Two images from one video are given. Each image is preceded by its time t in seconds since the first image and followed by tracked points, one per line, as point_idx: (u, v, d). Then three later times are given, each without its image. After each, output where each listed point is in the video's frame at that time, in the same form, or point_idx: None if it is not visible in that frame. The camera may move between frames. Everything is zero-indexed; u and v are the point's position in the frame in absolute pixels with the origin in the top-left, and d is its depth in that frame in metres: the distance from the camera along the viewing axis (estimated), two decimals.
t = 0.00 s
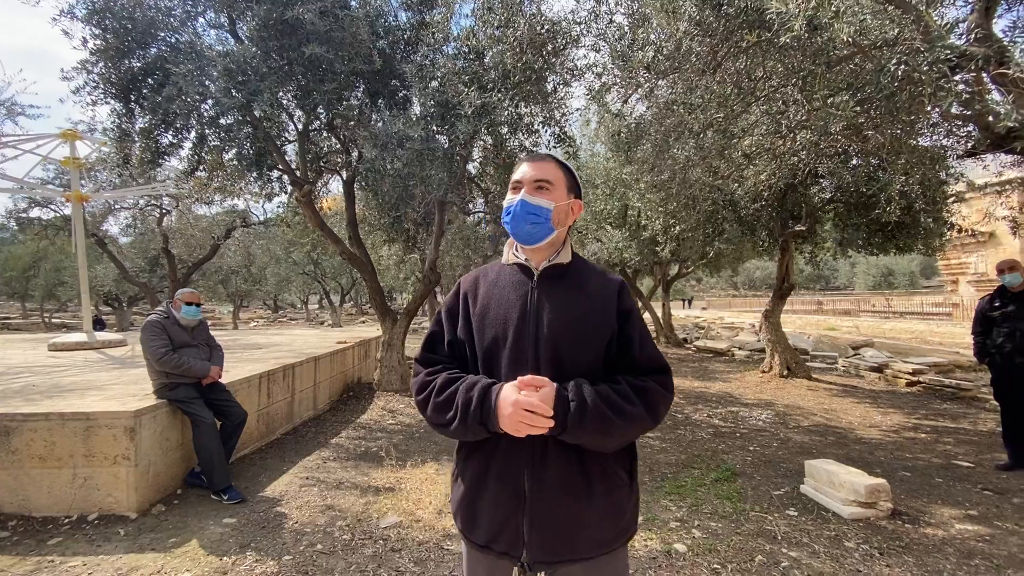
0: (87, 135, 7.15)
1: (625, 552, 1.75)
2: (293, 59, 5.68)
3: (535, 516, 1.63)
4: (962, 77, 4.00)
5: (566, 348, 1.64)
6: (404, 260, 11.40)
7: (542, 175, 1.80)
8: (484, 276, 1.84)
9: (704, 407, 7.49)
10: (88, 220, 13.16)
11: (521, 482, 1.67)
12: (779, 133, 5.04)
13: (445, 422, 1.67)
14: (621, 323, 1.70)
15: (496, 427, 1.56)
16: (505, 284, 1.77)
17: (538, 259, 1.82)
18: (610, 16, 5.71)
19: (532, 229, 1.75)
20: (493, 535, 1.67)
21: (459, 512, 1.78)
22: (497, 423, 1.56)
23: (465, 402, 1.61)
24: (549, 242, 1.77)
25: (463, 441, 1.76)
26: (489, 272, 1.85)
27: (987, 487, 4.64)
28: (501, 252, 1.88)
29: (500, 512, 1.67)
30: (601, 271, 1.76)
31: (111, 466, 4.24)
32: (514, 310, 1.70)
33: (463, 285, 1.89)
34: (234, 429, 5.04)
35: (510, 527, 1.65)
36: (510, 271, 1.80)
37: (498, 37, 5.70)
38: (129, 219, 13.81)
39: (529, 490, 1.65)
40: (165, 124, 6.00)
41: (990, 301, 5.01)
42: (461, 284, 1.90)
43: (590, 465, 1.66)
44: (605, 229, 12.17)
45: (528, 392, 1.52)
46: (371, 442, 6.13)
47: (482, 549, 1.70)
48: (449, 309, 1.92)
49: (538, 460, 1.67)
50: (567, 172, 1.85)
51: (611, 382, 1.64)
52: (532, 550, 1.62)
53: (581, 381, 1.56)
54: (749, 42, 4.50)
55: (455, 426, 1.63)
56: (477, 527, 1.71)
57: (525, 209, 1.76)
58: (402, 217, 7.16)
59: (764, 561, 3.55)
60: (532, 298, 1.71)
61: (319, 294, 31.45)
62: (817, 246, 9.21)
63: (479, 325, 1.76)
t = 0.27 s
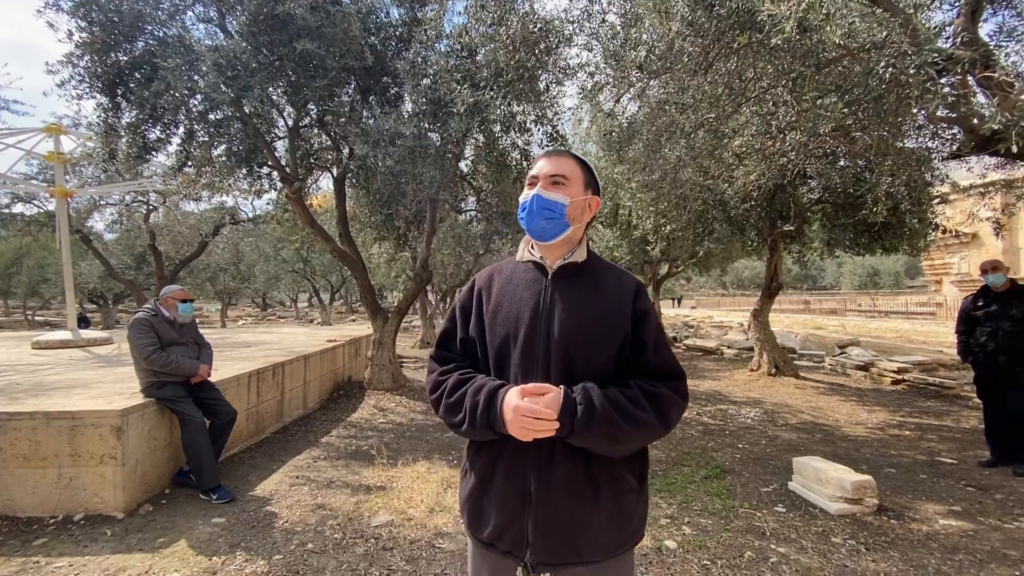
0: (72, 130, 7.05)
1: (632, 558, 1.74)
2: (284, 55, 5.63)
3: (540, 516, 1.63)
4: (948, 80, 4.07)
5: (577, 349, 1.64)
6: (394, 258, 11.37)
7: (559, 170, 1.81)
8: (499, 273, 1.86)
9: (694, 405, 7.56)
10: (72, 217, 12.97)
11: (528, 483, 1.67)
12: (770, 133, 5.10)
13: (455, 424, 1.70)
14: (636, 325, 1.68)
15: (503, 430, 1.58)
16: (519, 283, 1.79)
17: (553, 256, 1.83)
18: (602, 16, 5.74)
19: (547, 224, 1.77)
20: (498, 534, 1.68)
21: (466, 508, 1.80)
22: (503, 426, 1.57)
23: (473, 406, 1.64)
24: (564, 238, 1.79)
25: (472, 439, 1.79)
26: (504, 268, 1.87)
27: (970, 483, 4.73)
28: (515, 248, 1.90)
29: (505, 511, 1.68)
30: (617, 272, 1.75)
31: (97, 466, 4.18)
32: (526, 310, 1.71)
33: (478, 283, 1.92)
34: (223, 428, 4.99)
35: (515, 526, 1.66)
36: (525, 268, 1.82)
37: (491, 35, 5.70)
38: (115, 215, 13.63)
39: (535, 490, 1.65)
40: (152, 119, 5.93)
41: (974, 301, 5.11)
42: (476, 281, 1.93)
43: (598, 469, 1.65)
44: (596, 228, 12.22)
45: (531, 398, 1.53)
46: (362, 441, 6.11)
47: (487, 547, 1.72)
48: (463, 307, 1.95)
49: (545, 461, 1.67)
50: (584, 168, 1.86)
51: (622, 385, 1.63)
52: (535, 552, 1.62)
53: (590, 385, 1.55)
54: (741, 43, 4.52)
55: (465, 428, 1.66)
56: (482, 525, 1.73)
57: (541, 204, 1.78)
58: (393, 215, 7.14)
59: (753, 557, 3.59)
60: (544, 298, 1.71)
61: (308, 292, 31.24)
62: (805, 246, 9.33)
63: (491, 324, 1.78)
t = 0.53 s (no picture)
0: (56, 124, 6.93)
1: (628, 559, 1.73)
2: (274, 50, 5.58)
3: (535, 514, 1.64)
4: (934, 83, 4.14)
5: (577, 349, 1.64)
6: (385, 256, 11.33)
7: (559, 168, 1.81)
8: (503, 271, 1.89)
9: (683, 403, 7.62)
10: (56, 213, 12.77)
11: (523, 480, 1.68)
12: (759, 133, 5.15)
13: (454, 419, 1.73)
14: (640, 326, 1.66)
15: (498, 428, 1.60)
16: (523, 280, 1.80)
17: (557, 255, 1.84)
18: (595, 15, 5.77)
19: (547, 224, 1.79)
20: (492, 529, 1.70)
21: (463, 502, 1.83)
22: (499, 425, 1.59)
23: (471, 402, 1.66)
24: (566, 236, 1.80)
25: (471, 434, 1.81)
26: (510, 265, 1.90)
27: (953, 479, 4.82)
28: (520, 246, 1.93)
29: (501, 507, 1.69)
30: (623, 272, 1.74)
31: (83, 466, 4.12)
32: (527, 307, 1.73)
33: (483, 280, 1.94)
34: (212, 427, 4.94)
35: (510, 522, 1.68)
36: (530, 266, 1.84)
37: (483, 33, 5.71)
38: (100, 211, 13.44)
39: (530, 488, 1.66)
40: (139, 113, 5.85)
41: (957, 300, 5.19)
42: (481, 277, 1.96)
43: (595, 468, 1.65)
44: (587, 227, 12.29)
45: (526, 398, 1.54)
46: (353, 440, 6.08)
47: (482, 540, 1.74)
48: (468, 303, 1.97)
49: (541, 460, 1.68)
50: (586, 163, 1.85)
51: (623, 386, 1.63)
52: (528, 549, 1.64)
53: (588, 385, 1.55)
54: (732, 43, 4.55)
55: (463, 423, 1.69)
56: (478, 518, 1.75)
57: (540, 205, 1.79)
58: (384, 213, 7.11)
59: (742, 552, 3.63)
60: (546, 296, 1.73)
61: (296, 290, 31.00)
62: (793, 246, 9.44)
63: (492, 320, 1.80)
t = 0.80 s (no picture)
0: (40, 119, 6.83)
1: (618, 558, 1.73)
2: (264, 45, 5.53)
3: (524, 510, 1.65)
4: (921, 84, 4.20)
5: (569, 347, 1.64)
6: (376, 254, 11.28)
7: (545, 167, 1.79)
8: (499, 268, 1.90)
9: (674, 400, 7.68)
10: (40, 209, 12.57)
11: (514, 477, 1.69)
12: (749, 134, 5.19)
13: (444, 414, 1.75)
14: (633, 326, 1.66)
15: (484, 424, 1.62)
16: (516, 279, 1.81)
17: (552, 252, 1.85)
18: (587, 13, 5.77)
19: (537, 225, 1.79)
20: (482, 524, 1.71)
21: (455, 497, 1.84)
22: (484, 422, 1.60)
23: (459, 399, 1.68)
24: (558, 235, 1.80)
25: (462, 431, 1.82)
26: (504, 263, 1.92)
27: (937, 474, 4.91)
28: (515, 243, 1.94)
29: (491, 502, 1.70)
30: (618, 270, 1.73)
31: (69, 466, 4.07)
32: (520, 306, 1.74)
33: (479, 277, 1.96)
34: (201, 426, 4.89)
35: (499, 519, 1.68)
36: (525, 263, 1.86)
37: (477, 30, 5.73)
38: (85, 207, 13.25)
39: (520, 485, 1.67)
40: (126, 108, 5.77)
41: (942, 299, 5.28)
42: (478, 274, 1.97)
43: (585, 467, 1.65)
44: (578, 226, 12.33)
45: (511, 396, 1.54)
46: (344, 439, 6.05)
47: (472, 537, 1.75)
48: (464, 300, 1.98)
49: (531, 457, 1.68)
50: (573, 158, 1.82)
51: (615, 386, 1.63)
52: (517, 546, 1.64)
53: (578, 384, 1.55)
54: (723, 44, 4.59)
55: (452, 419, 1.71)
56: (469, 514, 1.76)
57: (528, 206, 1.79)
58: (376, 210, 7.08)
59: (732, 548, 3.67)
60: (539, 294, 1.73)
61: (285, 288, 30.77)
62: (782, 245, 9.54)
63: (486, 318, 1.81)
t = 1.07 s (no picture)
0: (26, 114, 6.73)
1: (607, 553, 1.74)
2: (255, 41, 5.47)
3: (512, 507, 1.65)
4: (909, 86, 4.22)
5: (552, 342, 1.64)
6: (368, 253, 11.24)
7: (516, 169, 1.80)
8: (482, 270, 1.91)
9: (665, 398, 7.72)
10: (25, 205, 12.38)
11: (500, 474, 1.69)
12: (742, 133, 5.24)
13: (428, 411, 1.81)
14: (617, 320, 1.66)
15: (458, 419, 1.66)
16: (500, 279, 1.82)
17: (533, 251, 1.85)
18: (581, 12, 5.80)
19: (514, 226, 1.79)
20: (470, 522, 1.71)
21: (444, 496, 1.84)
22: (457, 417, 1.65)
23: (437, 395, 1.73)
24: (536, 233, 1.80)
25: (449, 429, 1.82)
26: (487, 266, 1.92)
27: (924, 471, 4.98)
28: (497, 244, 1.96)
29: (479, 499, 1.70)
30: (600, 266, 1.74)
31: (56, 466, 4.02)
32: (503, 304, 1.74)
33: (463, 280, 1.96)
34: (191, 425, 4.84)
35: (487, 515, 1.69)
36: (507, 264, 1.86)
37: (470, 28, 5.75)
38: (71, 204, 13.07)
39: (507, 482, 1.67)
40: (114, 104, 5.70)
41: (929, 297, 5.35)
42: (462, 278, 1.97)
43: (571, 462, 1.65)
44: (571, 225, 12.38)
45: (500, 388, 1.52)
46: (336, 438, 6.03)
47: (460, 535, 1.75)
48: (450, 301, 1.99)
49: (518, 454, 1.68)
50: (542, 156, 1.82)
51: (601, 379, 1.63)
52: (505, 542, 1.64)
53: (565, 377, 1.54)
54: (715, 44, 4.64)
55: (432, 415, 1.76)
56: (457, 512, 1.77)
57: (502, 208, 1.79)
58: (368, 209, 7.05)
59: (723, 544, 3.70)
60: (522, 292, 1.73)
61: (275, 287, 30.56)
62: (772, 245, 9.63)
63: (471, 317, 1.82)
